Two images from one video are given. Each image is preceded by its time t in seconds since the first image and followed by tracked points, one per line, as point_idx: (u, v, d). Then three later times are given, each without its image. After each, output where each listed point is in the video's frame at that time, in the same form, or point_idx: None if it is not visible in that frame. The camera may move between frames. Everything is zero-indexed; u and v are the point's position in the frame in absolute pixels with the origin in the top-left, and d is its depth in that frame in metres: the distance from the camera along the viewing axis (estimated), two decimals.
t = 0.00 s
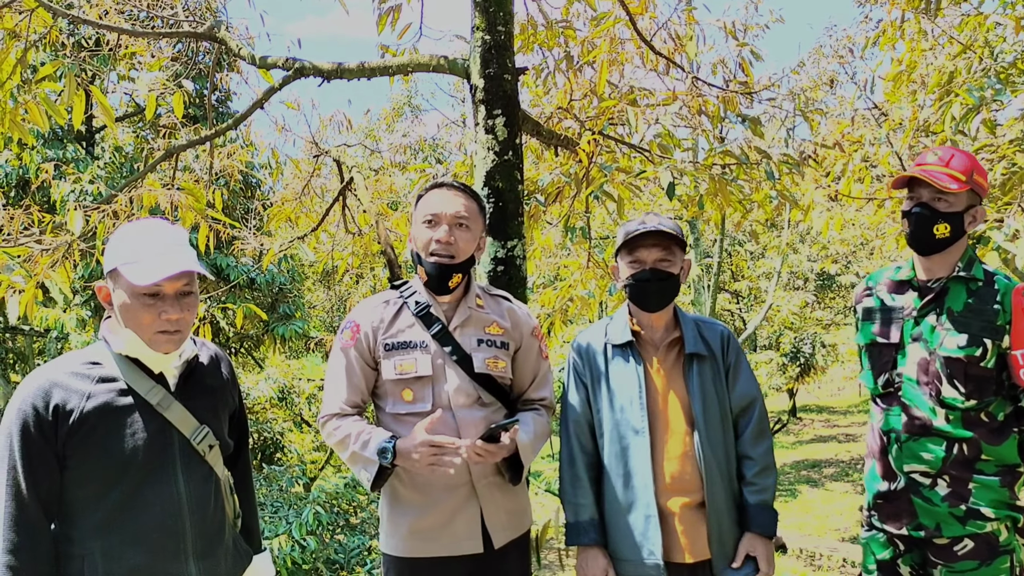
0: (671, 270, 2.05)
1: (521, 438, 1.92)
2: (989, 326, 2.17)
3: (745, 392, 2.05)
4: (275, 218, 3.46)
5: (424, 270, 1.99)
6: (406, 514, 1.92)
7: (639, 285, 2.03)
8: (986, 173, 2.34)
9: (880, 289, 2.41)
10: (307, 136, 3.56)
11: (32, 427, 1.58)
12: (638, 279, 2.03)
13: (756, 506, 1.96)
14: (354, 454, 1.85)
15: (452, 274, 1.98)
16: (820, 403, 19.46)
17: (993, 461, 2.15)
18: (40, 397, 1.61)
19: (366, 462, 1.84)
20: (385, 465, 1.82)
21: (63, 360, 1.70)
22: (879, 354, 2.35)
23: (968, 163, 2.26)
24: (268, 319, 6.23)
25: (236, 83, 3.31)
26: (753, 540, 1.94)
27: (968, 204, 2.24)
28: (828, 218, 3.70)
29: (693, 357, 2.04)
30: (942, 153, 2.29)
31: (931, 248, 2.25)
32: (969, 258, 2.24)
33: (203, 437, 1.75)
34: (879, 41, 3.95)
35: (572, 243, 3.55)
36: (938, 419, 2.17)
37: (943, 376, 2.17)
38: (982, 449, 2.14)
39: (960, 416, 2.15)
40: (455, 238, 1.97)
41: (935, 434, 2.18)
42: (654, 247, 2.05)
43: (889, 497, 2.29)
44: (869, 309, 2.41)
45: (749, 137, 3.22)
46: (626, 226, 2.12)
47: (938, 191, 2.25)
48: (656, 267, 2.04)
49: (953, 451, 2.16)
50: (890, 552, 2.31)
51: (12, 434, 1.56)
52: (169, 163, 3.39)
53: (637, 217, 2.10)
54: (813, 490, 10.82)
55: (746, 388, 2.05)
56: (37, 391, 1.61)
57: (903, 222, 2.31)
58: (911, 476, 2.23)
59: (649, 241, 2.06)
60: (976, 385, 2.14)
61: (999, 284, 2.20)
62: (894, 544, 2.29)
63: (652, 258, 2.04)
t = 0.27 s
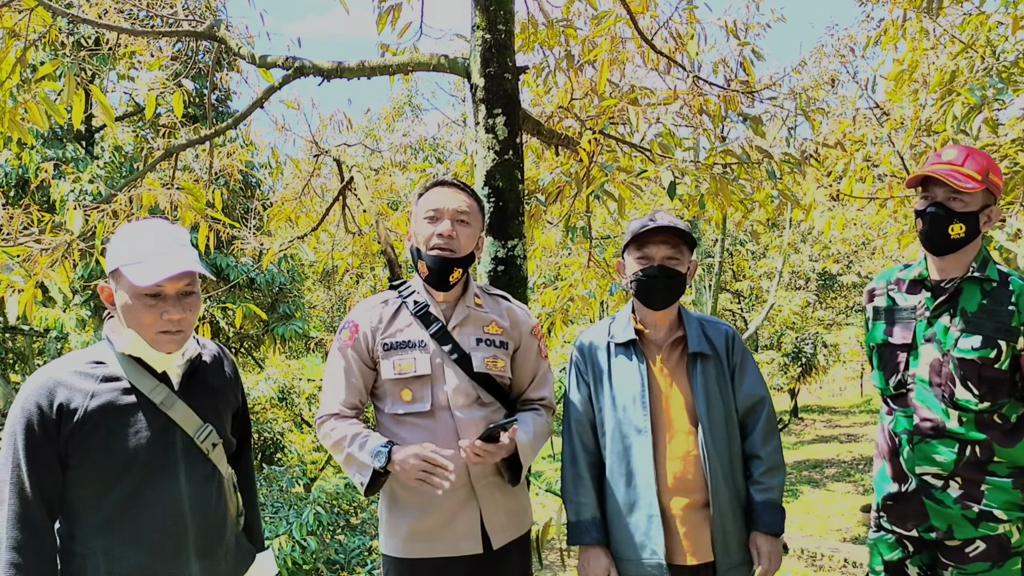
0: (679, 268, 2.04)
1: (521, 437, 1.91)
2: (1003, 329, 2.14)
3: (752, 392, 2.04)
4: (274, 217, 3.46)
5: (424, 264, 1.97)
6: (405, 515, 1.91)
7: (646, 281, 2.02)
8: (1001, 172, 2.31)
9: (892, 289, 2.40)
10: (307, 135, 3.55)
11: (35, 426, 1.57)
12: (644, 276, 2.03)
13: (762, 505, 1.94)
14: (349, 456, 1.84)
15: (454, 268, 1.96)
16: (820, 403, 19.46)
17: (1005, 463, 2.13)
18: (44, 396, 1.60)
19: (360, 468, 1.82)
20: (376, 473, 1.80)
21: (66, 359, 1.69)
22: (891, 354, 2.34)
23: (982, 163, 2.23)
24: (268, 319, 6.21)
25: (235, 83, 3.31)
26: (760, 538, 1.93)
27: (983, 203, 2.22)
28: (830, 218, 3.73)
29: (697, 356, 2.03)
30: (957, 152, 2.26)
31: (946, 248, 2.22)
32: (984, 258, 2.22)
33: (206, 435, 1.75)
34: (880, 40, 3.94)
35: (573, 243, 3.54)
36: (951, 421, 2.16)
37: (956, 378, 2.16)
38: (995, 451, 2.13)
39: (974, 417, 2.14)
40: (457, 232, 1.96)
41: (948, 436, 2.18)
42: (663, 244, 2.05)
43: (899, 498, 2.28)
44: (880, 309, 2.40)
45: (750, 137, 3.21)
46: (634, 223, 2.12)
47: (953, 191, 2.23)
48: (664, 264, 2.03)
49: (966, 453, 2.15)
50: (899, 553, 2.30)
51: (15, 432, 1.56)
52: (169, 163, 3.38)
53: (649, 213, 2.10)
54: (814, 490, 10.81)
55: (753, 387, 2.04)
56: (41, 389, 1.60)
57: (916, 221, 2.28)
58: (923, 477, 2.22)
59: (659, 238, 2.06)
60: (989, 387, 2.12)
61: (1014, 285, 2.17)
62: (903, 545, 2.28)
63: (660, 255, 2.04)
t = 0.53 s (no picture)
0: (688, 266, 2.04)
1: (523, 434, 1.90)
2: (1004, 329, 2.13)
3: (760, 387, 2.07)
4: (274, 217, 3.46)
5: (426, 261, 1.98)
6: (402, 512, 1.90)
7: (654, 277, 2.02)
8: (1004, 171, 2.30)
9: (893, 286, 2.41)
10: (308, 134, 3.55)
11: (49, 419, 1.57)
12: (653, 271, 2.02)
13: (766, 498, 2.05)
14: (346, 427, 1.78)
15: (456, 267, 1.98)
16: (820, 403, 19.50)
17: (1004, 462, 2.13)
18: (58, 390, 1.59)
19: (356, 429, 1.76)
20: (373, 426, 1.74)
21: (78, 355, 1.69)
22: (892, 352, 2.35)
23: (985, 161, 2.22)
24: (268, 318, 6.20)
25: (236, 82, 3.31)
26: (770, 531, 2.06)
27: (985, 202, 2.21)
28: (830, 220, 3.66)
29: (702, 354, 2.03)
30: (960, 151, 2.25)
31: (947, 247, 2.22)
32: (985, 257, 2.21)
33: (217, 429, 1.75)
34: (880, 39, 3.93)
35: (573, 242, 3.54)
36: (949, 420, 2.16)
37: (954, 378, 2.15)
38: (993, 450, 2.12)
39: (972, 417, 2.13)
40: (460, 230, 1.97)
41: (946, 435, 2.18)
42: (674, 241, 2.05)
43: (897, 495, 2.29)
44: (880, 307, 2.41)
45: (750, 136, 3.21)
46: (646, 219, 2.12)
47: (955, 189, 2.22)
48: (674, 261, 2.03)
49: (963, 451, 2.15)
50: (897, 547, 2.31)
51: (30, 425, 1.55)
52: (169, 162, 3.38)
53: (661, 210, 2.10)
54: (814, 490, 10.81)
55: (761, 383, 2.07)
56: (55, 383, 1.60)
57: (919, 219, 2.28)
58: (921, 475, 2.23)
59: (669, 234, 2.06)
60: (988, 388, 2.12)
61: (1014, 285, 2.16)
62: (901, 540, 2.30)
63: (670, 252, 2.04)
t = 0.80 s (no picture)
0: (696, 265, 2.05)
1: (523, 437, 1.91)
2: (985, 322, 2.15)
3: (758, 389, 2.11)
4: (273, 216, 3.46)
5: (426, 270, 1.97)
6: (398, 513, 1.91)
7: (662, 275, 2.02)
8: (980, 170, 2.31)
9: (874, 287, 2.41)
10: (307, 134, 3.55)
11: (64, 413, 1.55)
12: (663, 269, 2.02)
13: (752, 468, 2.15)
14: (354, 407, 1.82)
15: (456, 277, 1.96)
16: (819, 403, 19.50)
17: (987, 457, 2.14)
18: (73, 384, 1.58)
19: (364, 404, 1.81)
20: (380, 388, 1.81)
21: (90, 350, 1.67)
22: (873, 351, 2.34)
23: (962, 159, 2.22)
24: (267, 318, 6.19)
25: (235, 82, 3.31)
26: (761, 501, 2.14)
27: (964, 200, 2.21)
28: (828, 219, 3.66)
29: (709, 353, 2.03)
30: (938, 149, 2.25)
31: (926, 244, 2.22)
32: (963, 254, 2.24)
33: (227, 424, 1.75)
34: (879, 38, 3.93)
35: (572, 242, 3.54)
36: (933, 414, 2.16)
37: (938, 372, 2.16)
38: (976, 445, 2.13)
39: (955, 411, 2.14)
40: (461, 238, 1.95)
41: (930, 429, 2.17)
42: (684, 240, 2.06)
43: (882, 493, 2.27)
44: (861, 308, 2.41)
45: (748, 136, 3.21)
46: (656, 217, 2.13)
47: (933, 187, 2.23)
48: (683, 259, 2.03)
49: (947, 446, 2.15)
50: (884, 547, 2.28)
51: (45, 420, 1.54)
52: (168, 162, 3.38)
53: (670, 209, 2.11)
54: (813, 490, 10.82)
55: (759, 386, 2.11)
56: (69, 378, 1.58)
57: (898, 218, 2.27)
58: (905, 471, 2.21)
59: (680, 233, 2.07)
60: (971, 380, 2.12)
61: (993, 280, 2.19)
62: (888, 539, 2.27)
63: (679, 250, 2.04)
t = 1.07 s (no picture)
0: (700, 263, 2.05)
1: (520, 441, 1.91)
2: (960, 320, 2.15)
3: (757, 392, 2.10)
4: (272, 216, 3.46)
5: (430, 281, 1.98)
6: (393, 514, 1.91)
7: (667, 273, 2.02)
8: (950, 172, 2.33)
9: (852, 288, 2.41)
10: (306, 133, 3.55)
11: (77, 405, 1.56)
12: (667, 266, 2.02)
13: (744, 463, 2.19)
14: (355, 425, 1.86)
15: (460, 287, 1.97)
16: (819, 403, 19.51)
17: (966, 454, 2.14)
18: (86, 376, 1.59)
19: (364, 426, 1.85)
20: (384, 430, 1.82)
21: (103, 343, 1.68)
22: (857, 351, 2.33)
23: (931, 161, 2.25)
24: (266, 318, 6.18)
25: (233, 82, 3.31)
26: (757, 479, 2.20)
27: (934, 200, 2.23)
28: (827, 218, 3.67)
29: (713, 352, 2.04)
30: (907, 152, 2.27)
31: (899, 245, 2.25)
32: (937, 254, 2.24)
33: (236, 415, 1.74)
34: (877, 38, 3.93)
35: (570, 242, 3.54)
36: (912, 411, 2.17)
37: (916, 369, 2.17)
38: (955, 441, 2.13)
39: (934, 407, 2.15)
40: (463, 248, 1.94)
41: (910, 427, 2.18)
42: (689, 238, 2.07)
43: (863, 491, 2.27)
44: (840, 310, 2.41)
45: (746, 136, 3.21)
46: (659, 216, 2.13)
47: (904, 189, 2.25)
48: (687, 257, 2.04)
49: (927, 443, 2.15)
50: (868, 545, 2.28)
51: (58, 411, 1.55)
52: (167, 162, 3.38)
53: (673, 208, 2.12)
54: (813, 490, 10.83)
55: (758, 388, 2.11)
56: (83, 370, 1.59)
57: (872, 221, 2.29)
58: (886, 468, 2.21)
59: (685, 232, 2.07)
60: (948, 377, 2.13)
61: (966, 279, 2.19)
62: (871, 537, 2.27)
63: (683, 248, 2.05)
